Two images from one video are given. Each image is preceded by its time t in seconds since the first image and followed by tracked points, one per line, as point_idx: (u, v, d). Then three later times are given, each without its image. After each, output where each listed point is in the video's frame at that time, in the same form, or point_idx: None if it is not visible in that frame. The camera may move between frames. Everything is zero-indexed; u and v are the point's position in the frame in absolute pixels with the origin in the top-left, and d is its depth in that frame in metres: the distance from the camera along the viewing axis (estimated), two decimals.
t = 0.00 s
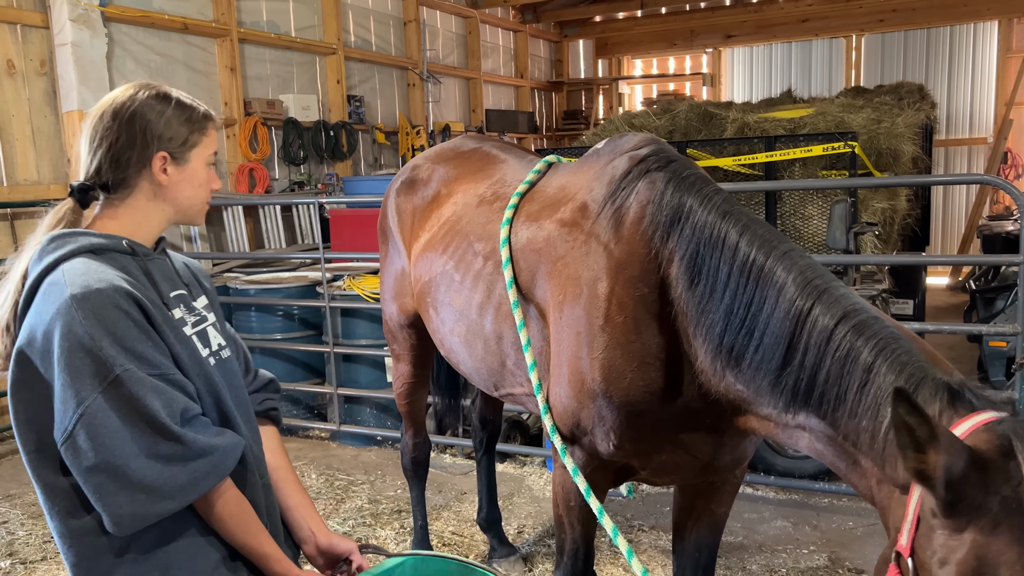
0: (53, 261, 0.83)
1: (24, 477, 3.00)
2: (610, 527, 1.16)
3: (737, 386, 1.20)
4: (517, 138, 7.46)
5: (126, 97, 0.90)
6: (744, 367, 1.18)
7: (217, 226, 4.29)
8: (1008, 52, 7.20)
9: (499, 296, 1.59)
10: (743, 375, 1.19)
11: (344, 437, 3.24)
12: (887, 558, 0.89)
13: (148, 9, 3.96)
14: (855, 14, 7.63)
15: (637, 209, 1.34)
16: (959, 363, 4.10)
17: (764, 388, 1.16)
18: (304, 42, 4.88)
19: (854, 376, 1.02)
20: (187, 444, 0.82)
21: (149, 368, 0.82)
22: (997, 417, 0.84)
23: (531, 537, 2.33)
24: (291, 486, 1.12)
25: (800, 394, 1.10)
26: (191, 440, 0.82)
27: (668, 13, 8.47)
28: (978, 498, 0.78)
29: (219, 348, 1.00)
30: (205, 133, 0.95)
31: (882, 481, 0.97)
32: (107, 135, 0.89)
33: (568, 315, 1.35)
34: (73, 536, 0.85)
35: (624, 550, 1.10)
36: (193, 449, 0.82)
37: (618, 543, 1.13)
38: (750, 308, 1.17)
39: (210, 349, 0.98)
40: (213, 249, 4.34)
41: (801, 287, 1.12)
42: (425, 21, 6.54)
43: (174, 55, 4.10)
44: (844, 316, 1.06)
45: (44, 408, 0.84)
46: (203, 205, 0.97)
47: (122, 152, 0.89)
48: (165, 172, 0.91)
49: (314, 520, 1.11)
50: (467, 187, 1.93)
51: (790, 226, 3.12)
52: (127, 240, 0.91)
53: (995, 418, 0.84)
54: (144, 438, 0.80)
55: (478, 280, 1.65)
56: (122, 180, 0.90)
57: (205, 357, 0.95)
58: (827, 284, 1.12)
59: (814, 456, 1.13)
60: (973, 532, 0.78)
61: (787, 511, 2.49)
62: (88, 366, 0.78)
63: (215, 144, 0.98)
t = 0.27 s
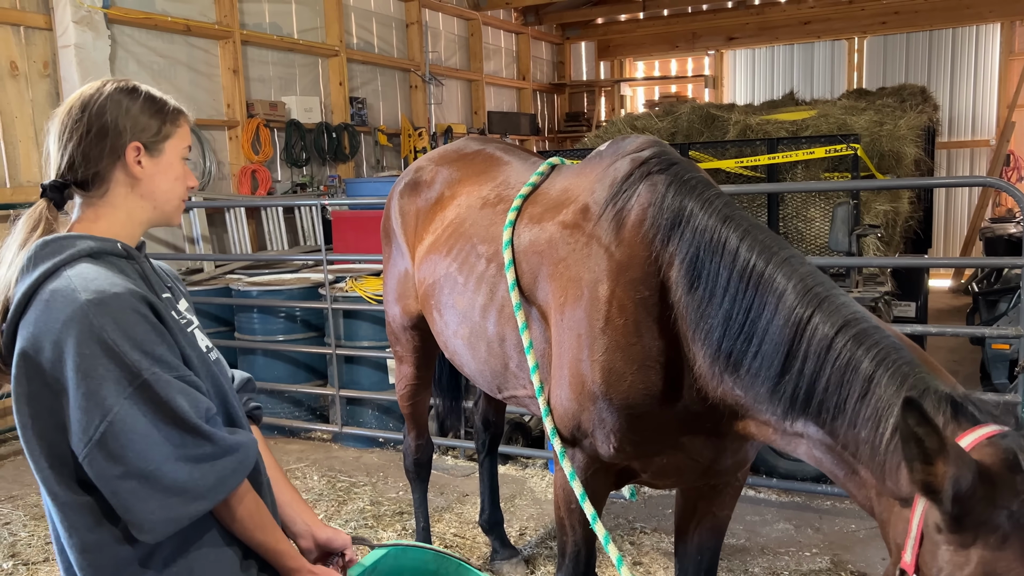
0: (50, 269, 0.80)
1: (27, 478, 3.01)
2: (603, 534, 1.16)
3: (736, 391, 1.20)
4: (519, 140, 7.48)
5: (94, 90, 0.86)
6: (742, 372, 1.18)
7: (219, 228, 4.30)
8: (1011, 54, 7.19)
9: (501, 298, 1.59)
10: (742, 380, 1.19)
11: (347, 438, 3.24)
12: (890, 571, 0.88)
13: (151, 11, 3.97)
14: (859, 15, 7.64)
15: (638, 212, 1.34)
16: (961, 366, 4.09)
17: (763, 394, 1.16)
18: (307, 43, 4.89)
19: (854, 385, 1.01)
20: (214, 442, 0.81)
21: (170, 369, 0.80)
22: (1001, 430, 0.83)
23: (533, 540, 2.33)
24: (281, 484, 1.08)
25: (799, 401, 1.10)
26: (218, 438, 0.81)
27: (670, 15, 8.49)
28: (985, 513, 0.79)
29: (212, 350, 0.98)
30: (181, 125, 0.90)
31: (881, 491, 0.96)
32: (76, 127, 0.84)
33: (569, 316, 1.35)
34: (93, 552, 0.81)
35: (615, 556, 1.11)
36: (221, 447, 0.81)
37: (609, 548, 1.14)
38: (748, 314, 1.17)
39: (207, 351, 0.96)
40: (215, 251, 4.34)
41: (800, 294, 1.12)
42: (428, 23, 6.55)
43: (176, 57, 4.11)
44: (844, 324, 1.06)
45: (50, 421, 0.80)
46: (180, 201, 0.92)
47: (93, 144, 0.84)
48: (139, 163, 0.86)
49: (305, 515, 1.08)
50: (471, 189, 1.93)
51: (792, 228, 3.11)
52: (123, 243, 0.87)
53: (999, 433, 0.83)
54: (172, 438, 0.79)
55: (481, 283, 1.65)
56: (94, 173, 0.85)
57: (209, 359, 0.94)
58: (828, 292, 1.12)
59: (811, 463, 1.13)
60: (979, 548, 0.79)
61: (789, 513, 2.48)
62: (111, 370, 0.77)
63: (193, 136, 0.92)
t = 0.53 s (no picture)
0: (55, 266, 0.80)
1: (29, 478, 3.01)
2: (609, 531, 1.16)
3: (734, 391, 1.20)
4: (521, 142, 7.48)
5: (93, 82, 0.86)
6: (741, 372, 1.18)
7: (221, 228, 4.31)
8: (1013, 56, 7.19)
9: (502, 299, 1.59)
10: (741, 380, 1.19)
11: (348, 439, 3.24)
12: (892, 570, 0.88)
13: (154, 12, 3.98)
14: (861, 17, 7.67)
15: (637, 213, 1.34)
16: (963, 368, 4.08)
17: (762, 394, 1.16)
18: (310, 45, 4.90)
19: (855, 385, 1.01)
20: (218, 448, 0.81)
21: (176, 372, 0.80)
22: (1004, 428, 0.84)
23: (535, 541, 2.33)
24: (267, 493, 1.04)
25: (798, 401, 1.10)
26: (222, 444, 0.81)
27: (672, 17, 8.50)
28: (991, 511, 0.79)
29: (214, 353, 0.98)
30: (182, 117, 0.91)
31: (882, 491, 0.96)
32: (78, 121, 0.84)
33: (568, 317, 1.35)
34: (87, 560, 0.81)
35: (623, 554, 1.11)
36: (225, 452, 0.81)
37: (616, 546, 1.14)
38: (747, 315, 1.17)
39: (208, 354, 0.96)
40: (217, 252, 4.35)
41: (800, 293, 1.12)
42: (430, 24, 6.56)
43: (179, 58, 4.12)
44: (844, 323, 1.06)
45: (51, 422, 0.80)
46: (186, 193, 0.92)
47: (95, 137, 0.84)
48: (144, 156, 0.86)
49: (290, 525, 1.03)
50: (473, 190, 1.94)
51: (794, 230, 3.12)
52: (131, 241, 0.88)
53: (1000, 430, 0.84)
54: (176, 445, 0.79)
55: (482, 284, 1.65)
56: (98, 168, 0.85)
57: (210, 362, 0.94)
58: (828, 291, 1.12)
59: (810, 463, 1.13)
60: (985, 546, 0.78)
61: (791, 515, 2.48)
62: (119, 372, 0.77)
63: (194, 128, 0.93)
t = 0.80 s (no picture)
0: (46, 263, 0.80)
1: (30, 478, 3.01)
2: (603, 534, 1.17)
3: (732, 389, 1.20)
4: (523, 142, 7.48)
5: (93, 79, 0.86)
6: (739, 370, 1.18)
7: (223, 228, 4.31)
8: (1015, 57, 7.18)
9: (502, 298, 1.59)
10: (738, 378, 1.19)
11: (350, 439, 3.24)
12: (891, 567, 0.88)
13: (156, 12, 3.98)
14: (863, 18, 7.66)
15: (636, 211, 1.34)
16: (965, 368, 4.08)
17: (760, 391, 1.16)
18: (311, 45, 4.91)
19: (854, 381, 1.01)
20: (208, 450, 0.81)
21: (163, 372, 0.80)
22: (1005, 424, 0.84)
23: (536, 541, 2.32)
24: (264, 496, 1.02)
25: (797, 399, 1.10)
26: (212, 447, 0.81)
27: (674, 18, 8.50)
28: (993, 508, 0.78)
29: (211, 355, 0.98)
30: (185, 116, 0.90)
31: (882, 488, 0.97)
32: (76, 118, 0.84)
33: (567, 316, 1.35)
34: (70, 561, 0.81)
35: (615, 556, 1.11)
36: (215, 454, 0.81)
37: (610, 549, 1.15)
38: (745, 313, 1.17)
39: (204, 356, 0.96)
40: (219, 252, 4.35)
41: (798, 291, 1.12)
42: (432, 25, 6.56)
43: (181, 58, 4.12)
44: (843, 320, 1.06)
45: (39, 422, 0.80)
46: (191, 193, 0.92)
47: (92, 136, 0.84)
48: (140, 156, 0.86)
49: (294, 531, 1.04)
50: (475, 189, 1.94)
51: (795, 230, 3.11)
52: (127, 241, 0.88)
53: (1002, 427, 0.83)
54: (165, 446, 0.79)
55: (483, 283, 1.65)
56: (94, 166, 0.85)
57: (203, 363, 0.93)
58: (826, 288, 1.12)
59: (809, 461, 1.13)
60: (987, 543, 0.78)
61: (793, 515, 2.48)
62: (107, 371, 0.76)
63: (196, 125, 0.92)
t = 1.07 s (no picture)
0: (36, 260, 0.78)
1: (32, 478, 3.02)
2: (607, 531, 1.17)
3: (733, 390, 1.20)
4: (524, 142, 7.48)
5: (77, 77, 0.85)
6: (739, 370, 1.18)
7: (224, 228, 4.32)
8: (1017, 57, 7.17)
9: (503, 298, 1.59)
10: (739, 379, 1.19)
11: (351, 439, 3.25)
12: (893, 570, 0.88)
13: (157, 12, 3.98)
14: (865, 18, 7.65)
15: (636, 212, 1.34)
16: (966, 368, 4.08)
17: (761, 393, 1.16)
18: (313, 45, 4.91)
19: (855, 383, 1.01)
20: (185, 462, 0.77)
21: (139, 379, 0.76)
22: (1007, 427, 0.84)
23: (537, 541, 2.32)
24: (279, 508, 1.00)
25: (797, 400, 1.10)
26: (188, 461, 0.77)
27: (675, 18, 8.49)
28: (995, 510, 0.78)
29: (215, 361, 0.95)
30: (154, 100, 0.83)
31: (882, 489, 0.97)
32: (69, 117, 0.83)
33: (567, 316, 1.35)
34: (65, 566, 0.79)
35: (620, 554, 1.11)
36: (192, 467, 0.77)
37: (613, 546, 1.15)
38: (746, 313, 1.17)
39: (203, 361, 0.92)
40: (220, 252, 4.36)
41: (799, 293, 1.12)
42: (433, 25, 6.56)
43: (182, 59, 4.12)
44: (844, 322, 1.06)
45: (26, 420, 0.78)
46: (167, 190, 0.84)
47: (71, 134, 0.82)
48: (109, 153, 0.82)
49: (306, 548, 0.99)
50: (476, 189, 1.94)
51: (797, 230, 3.11)
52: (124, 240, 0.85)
53: (1004, 429, 0.84)
54: (135, 456, 0.75)
55: (483, 283, 1.65)
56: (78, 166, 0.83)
57: (199, 370, 0.89)
58: (827, 290, 1.12)
59: (809, 462, 1.13)
60: (989, 546, 0.78)
61: (794, 515, 2.48)
62: (79, 376, 0.73)
63: (168, 111, 0.84)
